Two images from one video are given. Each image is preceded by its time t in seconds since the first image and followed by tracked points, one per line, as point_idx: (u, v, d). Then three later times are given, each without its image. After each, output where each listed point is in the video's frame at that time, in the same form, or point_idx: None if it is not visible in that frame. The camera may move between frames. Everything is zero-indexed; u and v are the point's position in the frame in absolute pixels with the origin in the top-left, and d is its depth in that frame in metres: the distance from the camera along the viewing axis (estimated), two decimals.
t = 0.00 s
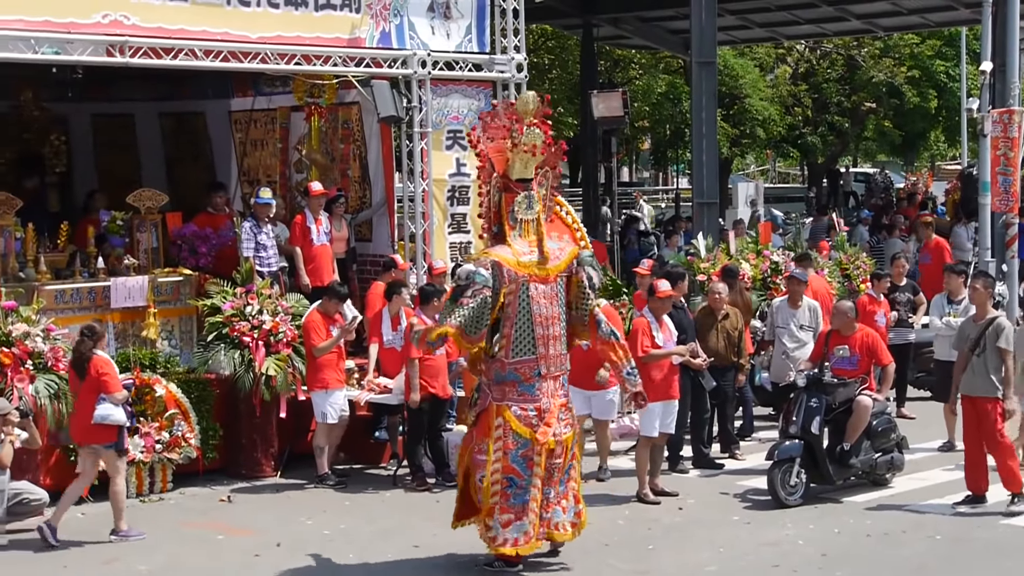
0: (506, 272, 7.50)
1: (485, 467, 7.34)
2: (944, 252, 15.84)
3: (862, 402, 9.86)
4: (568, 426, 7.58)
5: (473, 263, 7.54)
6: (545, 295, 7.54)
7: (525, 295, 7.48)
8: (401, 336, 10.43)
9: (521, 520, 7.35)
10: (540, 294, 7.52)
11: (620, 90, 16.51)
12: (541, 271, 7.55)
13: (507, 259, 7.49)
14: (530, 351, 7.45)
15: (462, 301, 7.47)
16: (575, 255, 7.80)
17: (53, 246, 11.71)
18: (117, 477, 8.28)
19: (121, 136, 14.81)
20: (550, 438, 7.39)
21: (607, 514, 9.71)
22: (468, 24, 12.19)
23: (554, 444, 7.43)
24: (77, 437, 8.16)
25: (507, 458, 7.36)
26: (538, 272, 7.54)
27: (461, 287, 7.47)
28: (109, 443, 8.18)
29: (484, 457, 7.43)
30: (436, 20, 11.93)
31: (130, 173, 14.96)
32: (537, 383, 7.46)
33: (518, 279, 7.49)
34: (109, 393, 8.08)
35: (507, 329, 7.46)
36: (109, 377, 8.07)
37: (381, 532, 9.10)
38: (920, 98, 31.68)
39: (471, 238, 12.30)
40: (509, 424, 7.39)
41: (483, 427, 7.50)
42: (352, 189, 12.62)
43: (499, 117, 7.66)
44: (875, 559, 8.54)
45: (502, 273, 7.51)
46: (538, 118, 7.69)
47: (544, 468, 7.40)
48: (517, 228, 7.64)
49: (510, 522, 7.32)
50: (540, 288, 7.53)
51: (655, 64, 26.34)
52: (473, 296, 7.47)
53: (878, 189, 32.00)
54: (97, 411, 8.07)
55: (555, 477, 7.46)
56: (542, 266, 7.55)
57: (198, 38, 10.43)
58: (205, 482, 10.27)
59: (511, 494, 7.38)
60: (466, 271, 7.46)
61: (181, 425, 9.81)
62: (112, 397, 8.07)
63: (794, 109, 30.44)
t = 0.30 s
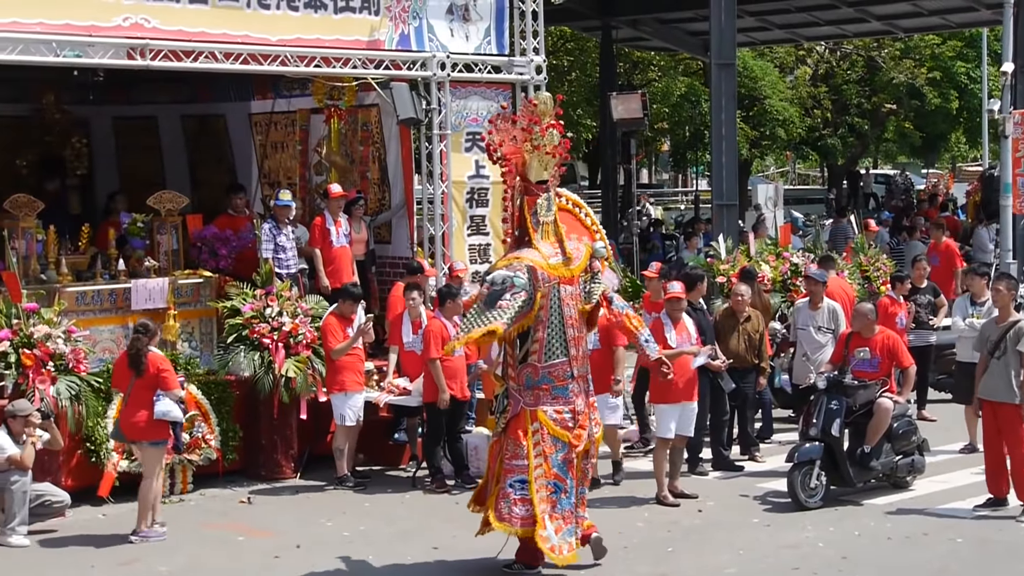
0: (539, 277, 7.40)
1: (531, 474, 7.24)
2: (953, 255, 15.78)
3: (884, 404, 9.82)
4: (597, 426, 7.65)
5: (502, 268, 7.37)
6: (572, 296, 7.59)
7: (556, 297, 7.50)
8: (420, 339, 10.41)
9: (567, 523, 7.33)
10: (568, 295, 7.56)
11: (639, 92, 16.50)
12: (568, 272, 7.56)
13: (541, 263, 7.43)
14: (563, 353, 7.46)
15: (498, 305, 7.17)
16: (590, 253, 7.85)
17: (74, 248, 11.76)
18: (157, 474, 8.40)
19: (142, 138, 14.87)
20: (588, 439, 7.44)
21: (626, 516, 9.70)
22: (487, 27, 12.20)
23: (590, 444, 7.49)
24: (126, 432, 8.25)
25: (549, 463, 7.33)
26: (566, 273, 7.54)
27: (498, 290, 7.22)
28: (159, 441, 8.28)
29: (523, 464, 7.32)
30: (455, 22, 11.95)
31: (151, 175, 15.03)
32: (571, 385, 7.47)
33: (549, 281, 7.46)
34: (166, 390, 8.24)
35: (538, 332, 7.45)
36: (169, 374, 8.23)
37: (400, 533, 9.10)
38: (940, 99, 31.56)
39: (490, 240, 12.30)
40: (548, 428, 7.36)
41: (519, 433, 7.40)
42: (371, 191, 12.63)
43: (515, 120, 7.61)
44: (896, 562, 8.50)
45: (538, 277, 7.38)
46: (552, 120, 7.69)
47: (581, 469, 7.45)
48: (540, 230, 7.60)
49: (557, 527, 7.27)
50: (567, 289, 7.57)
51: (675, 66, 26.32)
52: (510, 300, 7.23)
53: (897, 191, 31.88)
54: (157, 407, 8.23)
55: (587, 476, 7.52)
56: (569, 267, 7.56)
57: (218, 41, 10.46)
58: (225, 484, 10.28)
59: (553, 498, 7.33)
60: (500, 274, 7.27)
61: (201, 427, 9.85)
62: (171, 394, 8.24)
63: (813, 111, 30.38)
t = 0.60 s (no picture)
0: (561, 278, 7.42)
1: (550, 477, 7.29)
2: (963, 255, 15.92)
3: (903, 406, 9.78)
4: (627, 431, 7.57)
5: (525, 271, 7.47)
6: (600, 300, 7.54)
7: (581, 300, 7.47)
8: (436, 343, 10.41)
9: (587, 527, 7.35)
10: (595, 299, 7.51)
11: (658, 92, 16.49)
12: (595, 276, 7.50)
13: (562, 265, 7.43)
14: (588, 358, 7.42)
15: (520, 309, 7.28)
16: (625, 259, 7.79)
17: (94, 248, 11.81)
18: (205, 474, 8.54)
19: (162, 138, 14.93)
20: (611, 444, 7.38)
21: (645, 517, 9.68)
22: (505, 28, 12.21)
23: (615, 451, 7.41)
24: (175, 429, 8.40)
25: (570, 467, 7.32)
26: (591, 276, 7.48)
27: (521, 296, 7.32)
28: (206, 439, 8.41)
29: (546, 467, 7.36)
30: (473, 23, 11.97)
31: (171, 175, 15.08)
32: (595, 389, 7.42)
33: (572, 284, 7.45)
34: (214, 388, 8.35)
35: (563, 336, 7.44)
36: (215, 372, 8.32)
37: (418, 533, 9.10)
38: (960, 99, 31.41)
39: (508, 240, 12.29)
40: (570, 432, 7.34)
41: (542, 436, 7.42)
42: (391, 191, 12.68)
43: (546, 121, 7.64)
44: (916, 564, 8.46)
45: (558, 279, 7.40)
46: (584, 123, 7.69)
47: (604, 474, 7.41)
48: (569, 232, 7.59)
49: (576, 531, 7.31)
50: (594, 293, 7.52)
51: (693, 66, 26.30)
52: (532, 304, 7.33)
53: (917, 192, 31.74)
54: (204, 404, 8.34)
55: (611, 481, 7.49)
56: (594, 270, 7.49)
57: (238, 42, 10.50)
58: (244, 484, 10.30)
59: (575, 503, 7.33)
60: (523, 279, 7.39)
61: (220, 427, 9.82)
62: (218, 392, 8.35)
63: (831, 111, 30.29)
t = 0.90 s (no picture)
0: (557, 274, 7.53)
1: (549, 472, 7.48)
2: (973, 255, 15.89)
3: (916, 405, 9.75)
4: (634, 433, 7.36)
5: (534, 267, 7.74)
6: (601, 298, 7.46)
7: (578, 297, 7.49)
8: (446, 344, 10.38)
9: (586, 526, 7.35)
10: (594, 296, 7.46)
11: (670, 91, 16.53)
12: (599, 274, 7.47)
13: (560, 261, 7.52)
14: (583, 355, 7.44)
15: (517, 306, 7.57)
16: (652, 259, 7.59)
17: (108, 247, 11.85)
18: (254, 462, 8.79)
19: (175, 138, 14.97)
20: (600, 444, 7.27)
21: (657, 516, 9.68)
22: (518, 27, 12.21)
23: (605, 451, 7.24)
24: (208, 422, 8.67)
25: (566, 463, 7.42)
26: (596, 275, 7.47)
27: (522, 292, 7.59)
28: (244, 429, 8.68)
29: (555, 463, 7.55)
30: (485, 22, 11.97)
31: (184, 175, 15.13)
32: (591, 387, 7.42)
33: (569, 281, 7.51)
34: (244, 382, 8.57)
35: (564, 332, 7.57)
36: (244, 367, 8.56)
37: (431, 533, 9.10)
38: (974, 98, 31.34)
39: (520, 239, 12.27)
40: (567, 429, 7.45)
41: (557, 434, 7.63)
42: (403, 190, 12.70)
43: (569, 119, 7.71)
44: (929, 564, 8.43)
45: (552, 274, 7.54)
46: (608, 120, 7.66)
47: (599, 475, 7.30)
48: (587, 228, 7.54)
49: (574, 529, 7.35)
50: (598, 290, 7.47)
51: (706, 65, 26.35)
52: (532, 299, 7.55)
53: (931, 191, 31.65)
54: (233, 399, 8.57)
55: (615, 488, 7.24)
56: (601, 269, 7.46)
57: (251, 42, 10.52)
58: (257, 483, 10.32)
59: (575, 501, 7.38)
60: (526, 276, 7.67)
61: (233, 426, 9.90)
62: (247, 386, 8.56)
63: (844, 111, 30.27)
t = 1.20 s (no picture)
0: (562, 267, 7.70)
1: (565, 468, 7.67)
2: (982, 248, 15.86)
3: (933, 400, 9.73)
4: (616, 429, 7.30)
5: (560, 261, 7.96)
6: (592, 293, 7.47)
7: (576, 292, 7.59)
8: (460, 340, 10.40)
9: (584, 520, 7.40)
10: (587, 290, 7.50)
11: (685, 86, 16.49)
12: (593, 268, 7.47)
13: (565, 252, 7.63)
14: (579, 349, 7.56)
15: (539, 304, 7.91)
16: (647, 255, 7.36)
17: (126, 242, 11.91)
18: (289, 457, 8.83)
19: (192, 133, 15.02)
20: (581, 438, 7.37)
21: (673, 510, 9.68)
22: (533, 21, 12.23)
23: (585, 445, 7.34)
24: (247, 417, 8.68)
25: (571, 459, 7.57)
26: (594, 268, 7.47)
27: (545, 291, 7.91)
28: (281, 425, 8.72)
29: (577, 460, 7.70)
30: (501, 16, 11.97)
31: (201, 170, 15.18)
32: (586, 382, 7.53)
33: (571, 272, 7.62)
34: (285, 377, 8.63)
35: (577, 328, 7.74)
36: (285, 362, 8.60)
37: (446, 527, 9.11)
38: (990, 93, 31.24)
39: (535, 234, 12.26)
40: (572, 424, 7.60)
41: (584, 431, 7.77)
42: (420, 185, 12.72)
43: (584, 113, 7.75)
44: (945, 559, 8.41)
45: (559, 267, 7.71)
46: (618, 112, 7.60)
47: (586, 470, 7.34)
48: (595, 221, 7.57)
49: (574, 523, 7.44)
50: (592, 284, 7.49)
51: (721, 61, 26.40)
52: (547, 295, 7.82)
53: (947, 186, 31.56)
54: (276, 393, 8.64)
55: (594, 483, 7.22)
56: (598, 261, 7.45)
57: (267, 37, 10.55)
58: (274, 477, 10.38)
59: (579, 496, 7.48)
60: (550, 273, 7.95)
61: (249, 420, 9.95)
62: (288, 380, 8.62)
63: (860, 105, 30.21)
